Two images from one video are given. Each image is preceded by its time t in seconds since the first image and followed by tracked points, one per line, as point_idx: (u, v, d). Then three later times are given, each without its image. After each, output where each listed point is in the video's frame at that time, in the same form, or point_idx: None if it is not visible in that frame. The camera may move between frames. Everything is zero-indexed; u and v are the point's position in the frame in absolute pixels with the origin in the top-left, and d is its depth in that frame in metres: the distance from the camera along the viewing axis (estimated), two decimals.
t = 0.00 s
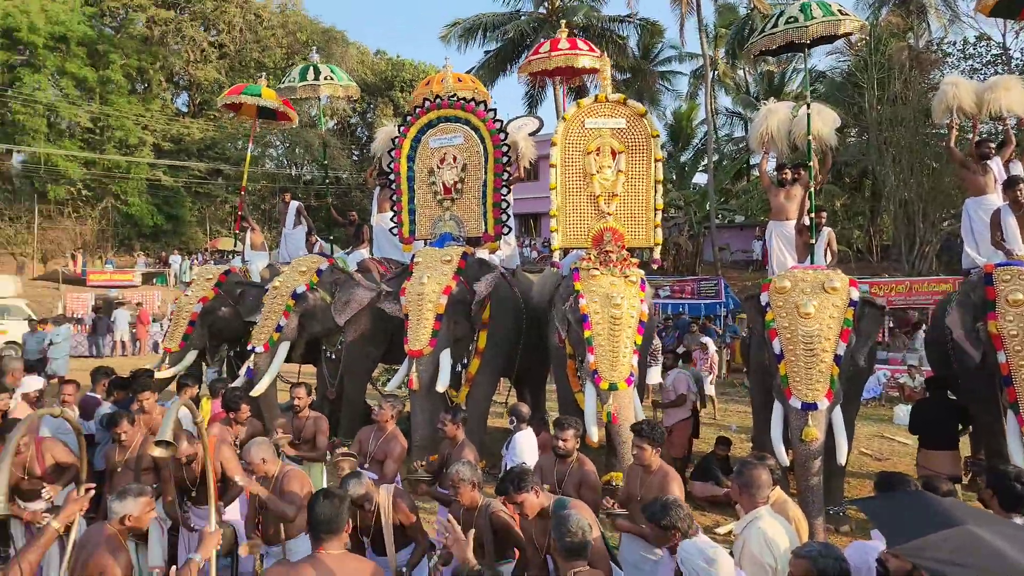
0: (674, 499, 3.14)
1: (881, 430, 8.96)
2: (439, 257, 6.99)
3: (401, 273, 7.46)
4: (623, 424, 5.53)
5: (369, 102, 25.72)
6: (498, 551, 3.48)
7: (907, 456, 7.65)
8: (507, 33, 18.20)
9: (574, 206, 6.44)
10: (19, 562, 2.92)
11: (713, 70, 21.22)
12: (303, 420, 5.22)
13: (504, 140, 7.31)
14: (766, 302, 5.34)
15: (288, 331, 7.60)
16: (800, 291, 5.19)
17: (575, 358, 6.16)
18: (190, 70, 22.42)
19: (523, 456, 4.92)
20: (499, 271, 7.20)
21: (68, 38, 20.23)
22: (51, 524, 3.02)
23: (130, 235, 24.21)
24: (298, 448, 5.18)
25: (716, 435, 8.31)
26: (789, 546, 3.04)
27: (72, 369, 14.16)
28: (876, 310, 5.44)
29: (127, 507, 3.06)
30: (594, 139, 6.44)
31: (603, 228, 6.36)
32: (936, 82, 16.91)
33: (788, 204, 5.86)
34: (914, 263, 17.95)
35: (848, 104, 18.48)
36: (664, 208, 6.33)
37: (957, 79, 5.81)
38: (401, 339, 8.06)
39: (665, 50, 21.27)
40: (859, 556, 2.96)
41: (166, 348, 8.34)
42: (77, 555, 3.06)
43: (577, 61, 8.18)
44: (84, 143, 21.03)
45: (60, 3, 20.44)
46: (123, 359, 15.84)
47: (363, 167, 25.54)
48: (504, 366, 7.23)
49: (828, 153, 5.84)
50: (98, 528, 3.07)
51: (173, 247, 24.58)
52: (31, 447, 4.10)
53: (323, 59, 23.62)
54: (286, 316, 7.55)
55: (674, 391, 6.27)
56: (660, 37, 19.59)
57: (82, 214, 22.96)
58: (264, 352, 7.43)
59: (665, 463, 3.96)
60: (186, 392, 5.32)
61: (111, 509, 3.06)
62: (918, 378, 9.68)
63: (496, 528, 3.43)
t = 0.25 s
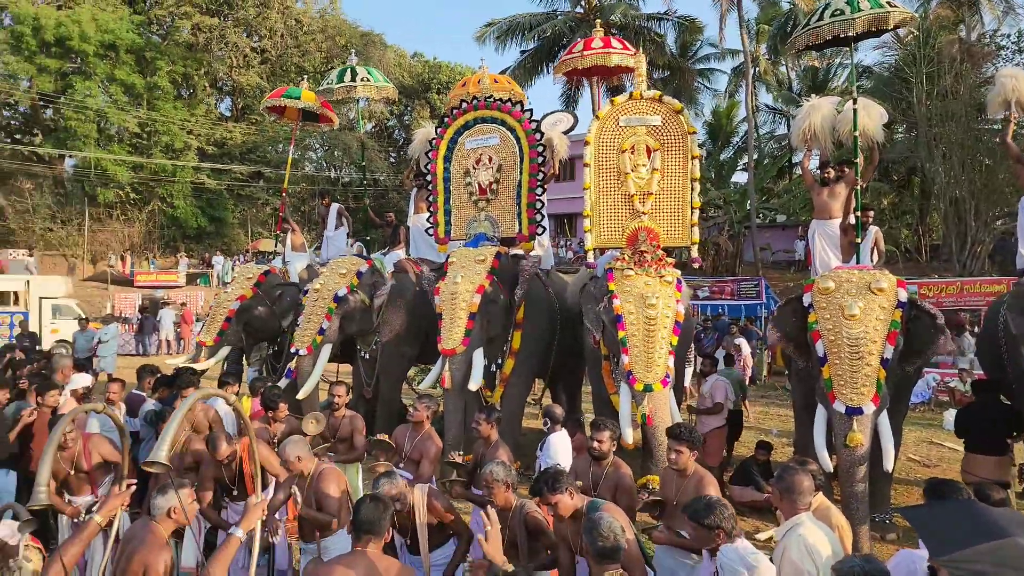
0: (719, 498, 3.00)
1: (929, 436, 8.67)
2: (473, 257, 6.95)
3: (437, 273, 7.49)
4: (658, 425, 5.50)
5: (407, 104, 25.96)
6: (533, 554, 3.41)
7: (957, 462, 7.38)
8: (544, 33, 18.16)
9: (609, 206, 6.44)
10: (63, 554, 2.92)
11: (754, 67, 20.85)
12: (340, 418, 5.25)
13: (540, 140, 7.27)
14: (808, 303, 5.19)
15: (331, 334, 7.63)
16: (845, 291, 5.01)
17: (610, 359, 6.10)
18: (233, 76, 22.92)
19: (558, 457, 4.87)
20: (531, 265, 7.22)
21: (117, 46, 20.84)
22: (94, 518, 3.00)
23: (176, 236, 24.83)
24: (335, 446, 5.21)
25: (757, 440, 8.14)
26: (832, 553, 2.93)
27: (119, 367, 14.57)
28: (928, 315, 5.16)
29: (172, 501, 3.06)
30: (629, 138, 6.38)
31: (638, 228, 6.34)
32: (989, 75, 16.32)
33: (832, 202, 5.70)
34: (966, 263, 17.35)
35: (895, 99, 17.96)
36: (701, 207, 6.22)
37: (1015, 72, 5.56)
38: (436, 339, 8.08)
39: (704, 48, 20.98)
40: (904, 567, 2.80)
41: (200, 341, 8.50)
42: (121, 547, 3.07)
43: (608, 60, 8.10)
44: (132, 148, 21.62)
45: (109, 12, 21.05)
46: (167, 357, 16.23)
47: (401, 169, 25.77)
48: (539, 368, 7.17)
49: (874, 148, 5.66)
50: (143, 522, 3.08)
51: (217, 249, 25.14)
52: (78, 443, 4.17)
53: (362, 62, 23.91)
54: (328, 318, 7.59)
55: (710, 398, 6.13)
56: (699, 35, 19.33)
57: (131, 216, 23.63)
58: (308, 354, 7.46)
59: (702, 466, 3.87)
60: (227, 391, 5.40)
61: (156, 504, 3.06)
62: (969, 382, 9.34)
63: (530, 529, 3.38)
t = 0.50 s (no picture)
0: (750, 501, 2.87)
1: (967, 441, 8.43)
2: (497, 256, 6.94)
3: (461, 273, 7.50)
4: (682, 427, 5.42)
5: (434, 106, 26.06)
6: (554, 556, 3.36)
7: (996, 468, 7.17)
8: (571, 33, 18.08)
9: (633, 206, 6.40)
10: (86, 550, 2.85)
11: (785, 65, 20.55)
12: (365, 418, 5.26)
13: (566, 140, 7.23)
14: (841, 304, 5.06)
15: (363, 339, 7.65)
16: (879, 293, 4.87)
17: (635, 360, 6.03)
18: (264, 80, 23.25)
19: (582, 459, 4.83)
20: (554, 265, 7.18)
21: (152, 51, 21.21)
22: (119, 514, 2.93)
23: (208, 238, 25.25)
24: (359, 446, 5.22)
25: (787, 443, 7.99)
26: (862, 561, 2.85)
27: (153, 366, 14.85)
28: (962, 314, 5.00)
29: (205, 501, 3.04)
30: (654, 136, 6.33)
31: (663, 227, 6.27)
32: None
33: (865, 201, 5.57)
34: (1006, 263, 16.87)
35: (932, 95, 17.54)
36: (728, 205, 6.12)
37: None
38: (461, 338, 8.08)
39: (733, 45, 20.73)
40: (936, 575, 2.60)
41: (226, 338, 8.62)
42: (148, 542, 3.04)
43: (632, 59, 8.03)
44: (166, 151, 22.02)
45: (144, 18, 21.49)
46: (199, 357, 16.50)
47: (428, 170, 25.89)
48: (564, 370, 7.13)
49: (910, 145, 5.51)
50: (170, 518, 3.06)
51: (247, 250, 25.51)
52: (111, 440, 4.24)
53: (390, 64, 24.06)
54: (360, 324, 7.61)
55: (737, 404, 5.96)
56: (729, 33, 19.10)
57: (164, 218, 24.08)
58: (341, 360, 7.55)
59: (727, 470, 3.79)
60: (255, 390, 5.45)
61: (186, 502, 3.04)
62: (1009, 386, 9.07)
63: (551, 533, 3.31)
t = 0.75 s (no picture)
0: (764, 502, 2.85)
1: (986, 442, 8.32)
2: (510, 256, 6.96)
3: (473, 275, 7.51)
4: (692, 428, 5.34)
5: (447, 107, 26.14)
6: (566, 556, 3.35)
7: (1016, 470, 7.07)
8: (584, 33, 18.05)
9: (644, 206, 6.39)
10: (99, 547, 2.86)
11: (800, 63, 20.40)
12: (378, 418, 5.26)
13: (580, 140, 7.21)
14: (858, 304, 4.99)
15: (381, 339, 7.63)
16: (897, 293, 4.80)
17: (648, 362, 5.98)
18: (279, 82, 23.42)
19: (595, 460, 4.83)
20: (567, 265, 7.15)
21: (169, 55, 21.45)
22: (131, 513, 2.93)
23: (224, 240, 25.48)
24: (372, 446, 5.23)
25: (803, 444, 7.92)
26: (877, 563, 2.81)
27: (170, 367, 14.97)
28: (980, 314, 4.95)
29: (213, 497, 3.04)
30: (665, 136, 6.31)
31: (675, 227, 6.17)
32: None
33: (882, 200, 5.50)
34: None
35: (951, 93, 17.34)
36: (741, 205, 6.06)
37: None
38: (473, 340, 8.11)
39: (748, 44, 20.61)
40: None
41: (242, 342, 8.65)
42: (163, 536, 3.06)
43: (644, 60, 7.99)
44: (183, 154, 22.23)
45: (162, 23, 21.72)
46: (215, 357, 16.63)
47: (442, 172, 25.96)
48: (576, 372, 7.10)
49: (929, 143, 5.44)
50: (184, 517, 3.07)
51: (263, 252, 25.69)
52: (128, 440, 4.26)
53: (404, 66, 24.15)
54: (378, 324, 7.60)
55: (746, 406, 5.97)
56: (744, 32, 18.99)
57: (181, 220, 24.32)
58: (360, 361, 7.49)
59: (741, 471, 3.76)
60: (269, 390, 5.47)
61: (196, 499, 3.04)
62: None
63: (565, 533, 3.33)
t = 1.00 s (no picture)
0: (766, 506, 2.84)
1: (996, 445, 8.24)
2: (517, 258, 7.00)
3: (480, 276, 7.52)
4: (693, 426, 5.33)
5: (456, 108, 26.15)
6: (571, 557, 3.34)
7: None
8: (593, 35, 18.05)
9: (650, 208, 6.37)
10: (105, 545, 2.93)
11: (810, 64, 20.31)
12: (386, 418, 5.27)
13: (587, 141, 7.21)
14: (868, 305, 4.97)
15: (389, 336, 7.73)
16: (907, 294, 4.78)
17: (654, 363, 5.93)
18: (289, 83, 23.51)
19: (602, 462, 4.83)
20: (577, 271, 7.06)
21: (179, 56, 21.56)
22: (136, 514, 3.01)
23: (234, 241, 25.61)
24: (380, 446, 5.23)
25: (811, 447, 7.87)
26: (885, 566, 2.79)
27: (180, 367, 15.06)
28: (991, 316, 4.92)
29: (225, 498, 3.06)
30: (671, 137, 6.30)
31: (679, 229, 6.16)
32: None
33: (893, 201, 5.47)
34: None
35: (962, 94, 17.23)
36: (747, 205, 6.01)
37: None
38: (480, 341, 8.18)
39: (758, 44, 20.54)
40: None
41: (253, 346, 8.71)
42: (166, 537, 3.09)
43: (650, 61, 7.95)
44: (193, 155, 22.36)
45: (172, 24, 21.85)
46: (224, 358, 16.71)
47: (450, 173, 26.01)
48: (583, 374, 7.07)
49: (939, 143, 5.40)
50: (190, 515, 3.09)
51: (272, 252, 25.80)
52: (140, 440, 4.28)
53: (413, 67, 24.19)
54: (386, 321, 7.67)
55: (748, 408, 5.95)
56: (754, 32, 18.92)
57: (191, 221, 24.50)
58: (369, 357, 7.54)
59: (748, 473, 3.74)
60: (278, 390, 5.50)
61: (208, 498, 3.06)
62: None
63: (569, 534, 3.30)
